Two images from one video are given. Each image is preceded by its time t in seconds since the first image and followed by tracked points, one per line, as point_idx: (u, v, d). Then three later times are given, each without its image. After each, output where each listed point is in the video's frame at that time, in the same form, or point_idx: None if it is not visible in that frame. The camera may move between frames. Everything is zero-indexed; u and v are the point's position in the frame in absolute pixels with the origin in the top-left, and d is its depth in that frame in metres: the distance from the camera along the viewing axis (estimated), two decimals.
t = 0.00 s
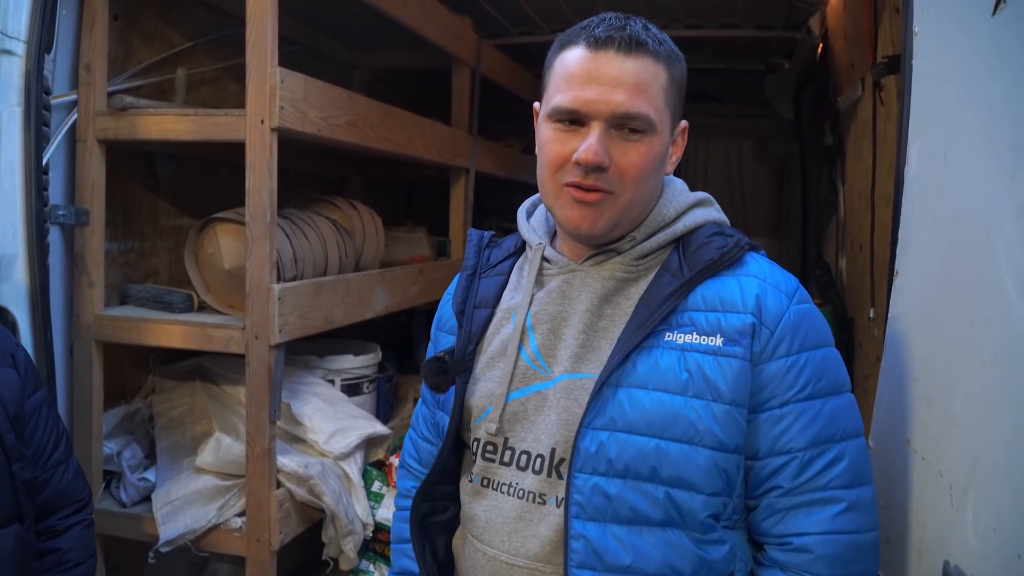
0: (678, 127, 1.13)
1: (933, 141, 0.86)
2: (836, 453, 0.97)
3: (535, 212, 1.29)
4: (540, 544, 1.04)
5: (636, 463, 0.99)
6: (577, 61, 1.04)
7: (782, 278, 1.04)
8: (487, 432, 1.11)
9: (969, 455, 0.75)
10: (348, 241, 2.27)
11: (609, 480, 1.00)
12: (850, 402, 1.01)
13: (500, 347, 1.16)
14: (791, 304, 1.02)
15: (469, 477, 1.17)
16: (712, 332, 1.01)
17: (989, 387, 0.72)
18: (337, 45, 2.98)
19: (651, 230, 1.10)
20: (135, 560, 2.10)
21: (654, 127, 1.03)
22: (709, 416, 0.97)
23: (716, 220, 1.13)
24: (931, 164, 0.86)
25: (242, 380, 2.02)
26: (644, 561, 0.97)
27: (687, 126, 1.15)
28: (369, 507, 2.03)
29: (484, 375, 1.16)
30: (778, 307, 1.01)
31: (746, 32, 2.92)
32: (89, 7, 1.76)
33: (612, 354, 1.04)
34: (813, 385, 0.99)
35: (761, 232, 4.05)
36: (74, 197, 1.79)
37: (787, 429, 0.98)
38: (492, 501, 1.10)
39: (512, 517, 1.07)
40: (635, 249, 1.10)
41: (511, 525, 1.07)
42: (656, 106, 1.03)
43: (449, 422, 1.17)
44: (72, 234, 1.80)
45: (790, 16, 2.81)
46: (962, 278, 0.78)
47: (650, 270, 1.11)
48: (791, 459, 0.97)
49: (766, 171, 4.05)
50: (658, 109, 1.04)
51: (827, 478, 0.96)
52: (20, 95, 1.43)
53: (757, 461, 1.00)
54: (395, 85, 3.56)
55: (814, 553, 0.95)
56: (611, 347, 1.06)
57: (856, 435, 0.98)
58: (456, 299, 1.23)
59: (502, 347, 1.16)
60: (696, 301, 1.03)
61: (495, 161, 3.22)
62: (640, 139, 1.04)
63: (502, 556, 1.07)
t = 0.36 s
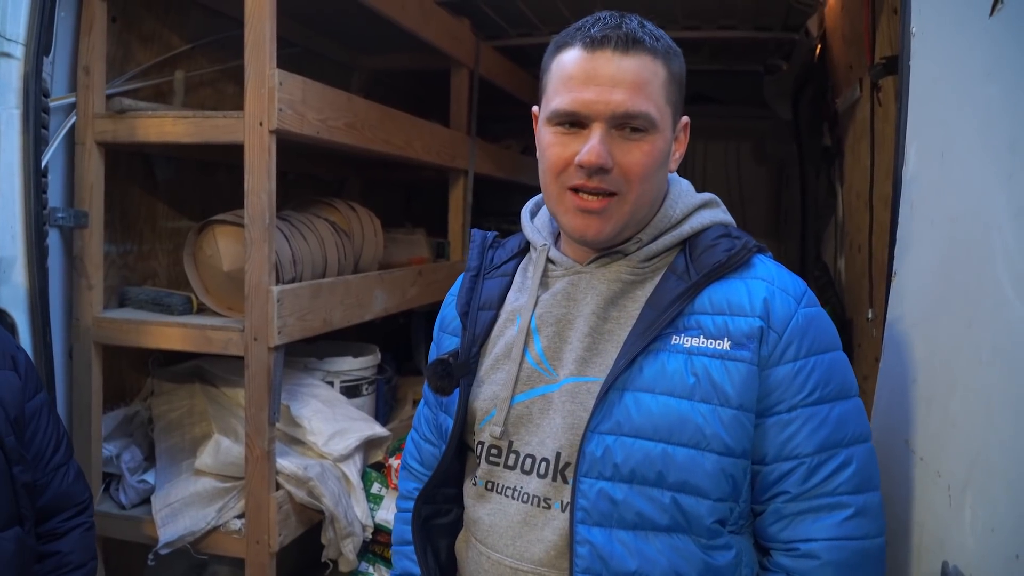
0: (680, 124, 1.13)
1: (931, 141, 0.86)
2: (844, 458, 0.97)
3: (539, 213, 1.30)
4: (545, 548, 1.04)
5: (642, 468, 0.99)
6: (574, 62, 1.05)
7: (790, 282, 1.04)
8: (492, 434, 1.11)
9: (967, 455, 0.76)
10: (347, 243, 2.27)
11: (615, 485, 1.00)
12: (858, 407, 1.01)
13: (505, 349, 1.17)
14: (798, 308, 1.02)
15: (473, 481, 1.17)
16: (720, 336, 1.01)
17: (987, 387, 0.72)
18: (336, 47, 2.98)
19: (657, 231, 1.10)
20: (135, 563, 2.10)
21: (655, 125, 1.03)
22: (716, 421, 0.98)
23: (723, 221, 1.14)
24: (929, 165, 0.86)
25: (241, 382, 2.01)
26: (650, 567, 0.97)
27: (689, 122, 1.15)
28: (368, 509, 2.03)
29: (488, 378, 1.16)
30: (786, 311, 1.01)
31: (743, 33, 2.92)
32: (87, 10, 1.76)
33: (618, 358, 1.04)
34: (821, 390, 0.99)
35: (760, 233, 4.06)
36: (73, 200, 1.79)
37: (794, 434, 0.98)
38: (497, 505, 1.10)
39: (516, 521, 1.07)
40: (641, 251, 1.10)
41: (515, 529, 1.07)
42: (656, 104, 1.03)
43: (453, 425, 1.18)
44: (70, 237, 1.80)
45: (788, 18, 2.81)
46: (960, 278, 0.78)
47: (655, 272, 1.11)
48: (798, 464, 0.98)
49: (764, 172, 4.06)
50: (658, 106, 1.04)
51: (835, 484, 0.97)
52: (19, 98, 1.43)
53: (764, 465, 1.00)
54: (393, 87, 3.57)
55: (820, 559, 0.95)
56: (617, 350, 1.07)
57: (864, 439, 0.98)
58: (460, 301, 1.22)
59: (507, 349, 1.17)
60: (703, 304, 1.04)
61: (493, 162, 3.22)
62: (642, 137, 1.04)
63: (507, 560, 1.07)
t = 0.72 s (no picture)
0: (688, 125, 1.13)
1: (929, 141, 0.86)
2: (844, 466, 0.97)
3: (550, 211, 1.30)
4: (539, 546, 1.05)
5: (636, 470, 0.99)
6: (575, 64, 1.05)
7: (794, 287, 1.04)
8: (493, 433, 1.12)
9: (965, 455, 0.76)
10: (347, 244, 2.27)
11: (608, 486, 1.00)
12: (861, 413, 1.00)
13: (509, 349, 1.17)
14: (800, 313, 1.01)
15: (475, 478, 1.18)
16: (718, 340, 1.01)
17: (985, 387, 0.73)
18: (335, 48, 2.98)
19: (661, 232, 1.10)
20: (135, 563, 2.10)
21: (655, 128, 1.03)
22: (712, 425, 0.98)
23: (730, 222, 1.13)
24: (928, 165, 0.86)
25: (240, 382, 2.01)
26: (642, 568, 0.98)
27: (696, 123, 1.15)
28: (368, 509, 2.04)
29: (491, 377, 1.17)
30: (786, 317, 1.00)
31: (743, 34, 2.93)
32: (87, 11, 1.77)
33: (616, 360, 1.04)
34: (822, 396, 0.98)
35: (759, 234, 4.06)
36: (73, 200, 1.80)
37: (793, 439, 0.98)
38: (496, 501, 1.12)
39: (513, 519, 1.08)
40: (644, 252, 1.10)
41: (512, 526, 1.08)
42: (656, 106, 1.03)
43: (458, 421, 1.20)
44: (70, 237, 1.80)
45: (787, 19, 2.82)
46: (958, 278, 0.79)
47: (658, 274, 1.11)
48: (795, 470, 0.97)
49: (763, 173, 4.06)
50: (659, 108, 1.03)
51: (834, 491, 0.96)
52: (19, 99, 1.43)
53: (762, 471, 1.00)
54: (392, 88, 3.57)
55: (816, 566, 0.95)
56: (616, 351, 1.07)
57: (865, 447, 0.98)
58: (467, 299, 1.24)
59: (510, 349, 1.17)
60: (704, 307, 1.04)
61: (493, 163, 3.23)
62: (642, 140, 1.04)
63: (503, 556, 1.08)
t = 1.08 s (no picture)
0: (688, 129, 1.10)
1: (929, 145, 0.86)
2: (841, 472, 0.96)
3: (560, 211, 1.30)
4: (537, 544, 1.06)
5: (629, 475, 1.00)
6: (568, 72, 1.05)
7: (792, 292, 1.02)
8: (496, 433, 1.14)
9: (964, 457, 0.76)
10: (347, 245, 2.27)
11: (602, 490, 1.01)
12: (860, 420, 0.98)
13: (512, 350, 1.18)
14: (796, 320, 1.00)
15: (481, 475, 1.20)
16: (713, 347, 1.00)
17: (984, 390, 0.73)
18: (335, 49, 2.98)
19: (661, 237, 1.10)
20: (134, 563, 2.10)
21: (646, 136, 1.02)
22: (705, 432, 0.97)
23: (731, 224, 1.12)
24: (927, 167, 0.86)
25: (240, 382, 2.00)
26: (636, 570, 0.98)
27: (698, 128, 1.12)
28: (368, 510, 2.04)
29: (497, 377, 1.19)
30: (782, 323, 0.99)
31: (743, 36, 2.93)
32: (87, 11, 1.77)
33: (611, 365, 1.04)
34: (818, 404, 0.97)
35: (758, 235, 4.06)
36: (73, 201, 1.79)
37: (789, 446, 0.97)
38: (499, 499, 1.13)
39: (513, 518, 1.10)
40: (643, 257, 1.10)
41: (512, 524, 1.10)
42: (648, 115, 1.02)
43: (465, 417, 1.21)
44: (70, 238, 1.80)
45: (786, 20, 2.82)
46: (957, 280, 0.79)
47: (658, 279, 1.10)
48: (790, 478, 0.97)
49: (763, 174, 4.06)
50: (651, 116, 1.02)
51: (830, 498, 0.95)
52: (19, 99, 1.43)
53: (758, 476, 1.00)
54: (392, 89, 3.57)
55: (812, 572, 0.94)
56: (613, 354, 1.08)
57: (863, 454, 0.96)
58: (475, 301, 1.26)
59: (514, 350, 1.18)
60: (701, 314, 1.03)
61: (493, 164, 3.23)
62: (634, 148, 1.03)
63: (503, 553, 1.09)
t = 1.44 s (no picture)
0: (684, 132, 1.12)
1: (927, 147, 0.86)
2: (832, 465, 0.97)
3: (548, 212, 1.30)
4: (535, 543, 1.05)
5: (628, 471, 1.00)
6: (576, 66, 1.06)
7: (784, 289, 1.03)
8: (489, 433, 1.13)
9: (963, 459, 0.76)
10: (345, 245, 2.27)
11: (601, 486, 1.00)
12: (850, 414, 1.00)
13: (505, 349, 1.17)
14: (789, 316, 1.01)
15: (472, 475, 1.19)
16: (709, 343, 1.01)
17: (983, 393, 0.73)
18: (334, 49, 2.98)
19: (655, 236, 1.10)
20: (133, 563, 2.10)
21: (651, 131, 1.03)
22: (702, 426, 0.98)
23: (723, 224, 1.13)
24: (926, 170, 0.86)
25: (238, 382, 2.00)
26: (635, 565, 0.98)
27: (693, 131, 1.14)
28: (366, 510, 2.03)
29: (490, 376, 1.18)
30: (776, 319, 1.00)
31: (742, 37, 2.92)
32: (87, 11, 1.77)
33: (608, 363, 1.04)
34: (810, 398, 0.98)
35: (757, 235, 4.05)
36: (72, 201, 1.79)
37: (782, 440, 0.98)
38: (493, 499, 1.12)
39: (509, 517, 1.09)
40: (636, 256, 1.10)
41: (508, 524, 1.08)
42: (653, 111, 1.03)
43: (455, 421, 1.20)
44: (69, 238, 1.80)
45: (785, 21, 2.82)
46: (956, 283, 0.79)
47: (651, 277, 1.11)
48: (785, 470, 0.98)
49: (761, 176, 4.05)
50: (656, 113, 1.04)
51: (822, 489, 0.96)
52: (18, 99, 1.43)
53: (752, 470, 1.01)
54: (391, 89, 3.57)
55: (806, 562, 0.95)
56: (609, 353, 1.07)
57: (853, 446, 0.98)
58: (465, 300, 1.25)
59: (507, 349, 1.17)
60: (695, 311, 1.04)
61: (492, 164, 3.23)
62: (638, 142, 1.04)
63: (500, 553, 1.08)
